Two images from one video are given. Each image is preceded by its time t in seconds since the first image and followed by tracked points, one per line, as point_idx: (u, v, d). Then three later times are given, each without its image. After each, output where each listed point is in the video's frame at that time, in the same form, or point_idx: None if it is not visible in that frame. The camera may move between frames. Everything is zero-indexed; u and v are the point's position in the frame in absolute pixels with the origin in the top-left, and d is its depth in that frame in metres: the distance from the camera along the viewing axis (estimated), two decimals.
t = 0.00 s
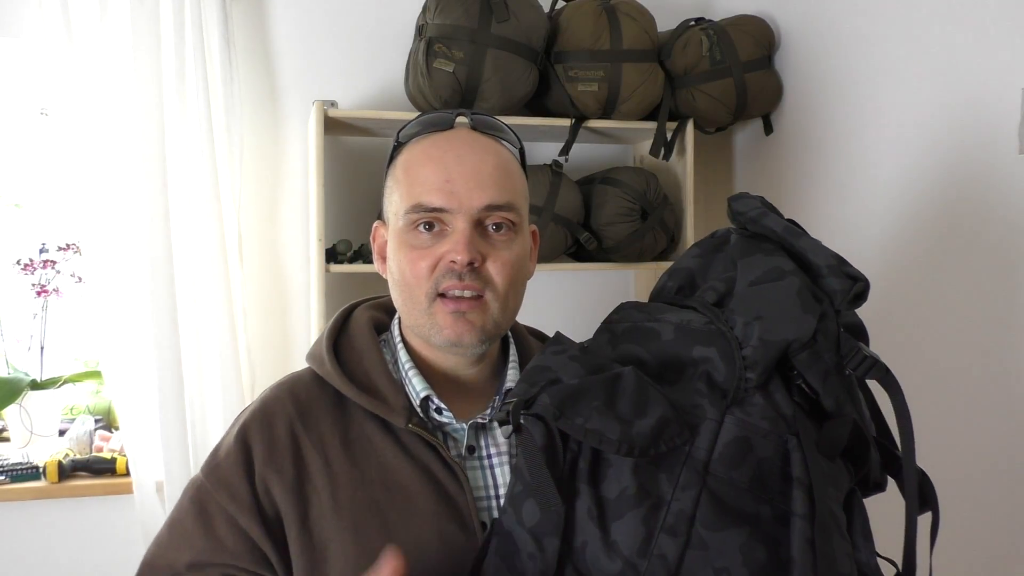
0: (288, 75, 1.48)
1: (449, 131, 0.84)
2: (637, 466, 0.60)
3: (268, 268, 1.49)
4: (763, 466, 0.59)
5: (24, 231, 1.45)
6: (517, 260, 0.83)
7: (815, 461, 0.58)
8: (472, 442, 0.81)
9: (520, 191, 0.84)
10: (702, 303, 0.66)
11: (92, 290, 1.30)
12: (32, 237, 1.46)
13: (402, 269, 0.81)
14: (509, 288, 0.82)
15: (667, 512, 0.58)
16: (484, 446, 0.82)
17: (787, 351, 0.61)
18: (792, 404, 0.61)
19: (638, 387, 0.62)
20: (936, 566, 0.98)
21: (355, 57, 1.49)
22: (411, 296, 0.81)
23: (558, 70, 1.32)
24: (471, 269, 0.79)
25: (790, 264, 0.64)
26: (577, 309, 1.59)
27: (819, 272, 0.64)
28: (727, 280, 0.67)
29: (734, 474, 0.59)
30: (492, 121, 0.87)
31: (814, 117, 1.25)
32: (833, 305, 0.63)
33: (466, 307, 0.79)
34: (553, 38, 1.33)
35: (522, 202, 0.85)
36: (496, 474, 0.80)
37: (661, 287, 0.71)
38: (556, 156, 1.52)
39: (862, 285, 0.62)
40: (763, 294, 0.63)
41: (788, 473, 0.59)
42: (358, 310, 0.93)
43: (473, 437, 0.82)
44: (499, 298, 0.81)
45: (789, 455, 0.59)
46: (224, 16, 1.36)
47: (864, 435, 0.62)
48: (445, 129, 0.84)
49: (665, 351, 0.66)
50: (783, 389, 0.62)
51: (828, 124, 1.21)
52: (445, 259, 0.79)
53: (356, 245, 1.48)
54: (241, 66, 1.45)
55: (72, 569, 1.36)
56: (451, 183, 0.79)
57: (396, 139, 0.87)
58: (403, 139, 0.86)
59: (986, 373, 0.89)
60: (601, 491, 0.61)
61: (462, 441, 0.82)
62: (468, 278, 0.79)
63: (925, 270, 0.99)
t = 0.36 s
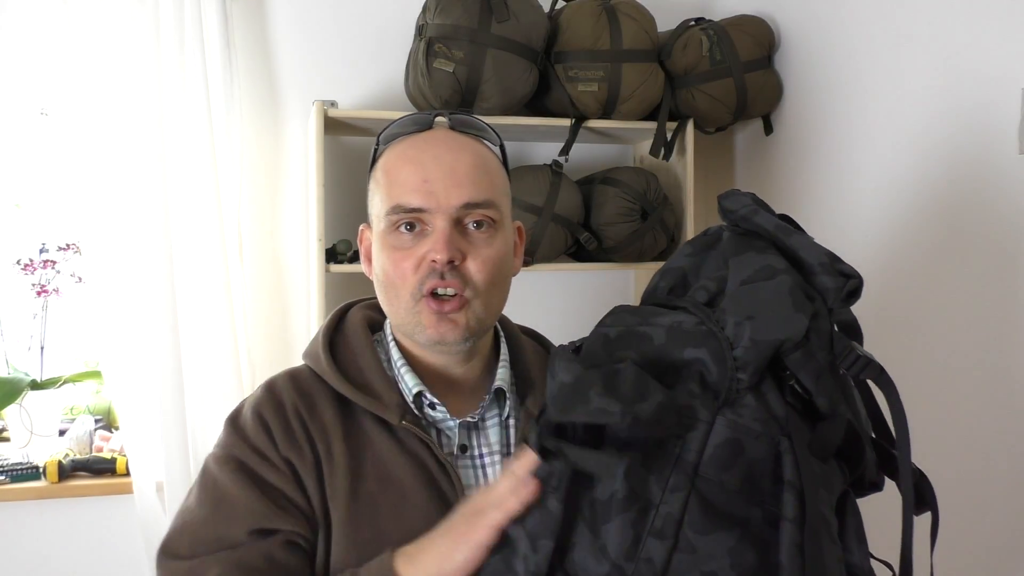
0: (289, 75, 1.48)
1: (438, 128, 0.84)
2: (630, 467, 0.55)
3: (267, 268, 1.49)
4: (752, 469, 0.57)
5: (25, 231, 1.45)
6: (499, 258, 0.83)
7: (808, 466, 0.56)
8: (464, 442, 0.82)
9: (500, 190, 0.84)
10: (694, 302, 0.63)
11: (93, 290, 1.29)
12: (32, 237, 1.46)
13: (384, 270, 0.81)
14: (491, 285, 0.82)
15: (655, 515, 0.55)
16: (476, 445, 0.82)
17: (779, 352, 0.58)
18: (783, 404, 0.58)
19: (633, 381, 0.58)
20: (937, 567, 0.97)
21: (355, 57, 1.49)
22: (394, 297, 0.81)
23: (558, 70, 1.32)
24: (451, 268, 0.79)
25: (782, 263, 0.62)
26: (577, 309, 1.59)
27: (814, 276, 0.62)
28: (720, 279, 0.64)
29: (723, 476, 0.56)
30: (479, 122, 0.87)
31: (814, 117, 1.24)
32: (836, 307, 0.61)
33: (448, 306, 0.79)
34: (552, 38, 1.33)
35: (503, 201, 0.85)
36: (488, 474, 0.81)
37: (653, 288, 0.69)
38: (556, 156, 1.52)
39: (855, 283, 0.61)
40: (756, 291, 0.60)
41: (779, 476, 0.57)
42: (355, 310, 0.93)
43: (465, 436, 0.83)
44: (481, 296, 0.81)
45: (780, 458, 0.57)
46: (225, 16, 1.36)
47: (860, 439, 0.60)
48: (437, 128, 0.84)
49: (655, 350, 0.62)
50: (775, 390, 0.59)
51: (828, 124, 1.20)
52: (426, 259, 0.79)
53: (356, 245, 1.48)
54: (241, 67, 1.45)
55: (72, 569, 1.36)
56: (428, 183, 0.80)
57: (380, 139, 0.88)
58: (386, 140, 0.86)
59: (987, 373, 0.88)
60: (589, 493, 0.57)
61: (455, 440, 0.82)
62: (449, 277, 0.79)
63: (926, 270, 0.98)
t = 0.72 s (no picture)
0: (289, 75, 1.47)
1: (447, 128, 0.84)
2: (657, 470, 0.57)
3: (270, 269, 1.49)
4: (779, 474, 0.56)
5: (24, 231, 1.45)
6: (520, 256, 0.83)
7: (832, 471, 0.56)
8: (468, 443, 0.82)
9: (522, 188, 0.85)
10: (716, 309, 0.62)
11: (92, 290, 1.29)
12: (32, 237, 1.46)
13: (405, 263, 0.81)
14: (512, 282, 0.81)
15: (683, 518, 0.55)
16: (481, 447, 0.82)
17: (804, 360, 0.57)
18: (804, 412, 0.58)
19: (656, 389, 0.58)
20: (936, 566, 0.97)
21: (355, 57, 1.49)
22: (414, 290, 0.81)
23: (558, 70, 1.32)
24: (473, 263, 0.78)
25: (805, 274, 0.61)
26: (577, 310, 1.59)
27: (836, 286, 0.61)
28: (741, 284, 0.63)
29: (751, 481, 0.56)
30: (490, 120, 0.87)
31: (815, 117, 1.24)
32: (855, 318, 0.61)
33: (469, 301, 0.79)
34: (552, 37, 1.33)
35: (525, 199, 0.85)
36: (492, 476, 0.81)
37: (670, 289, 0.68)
38: (556, 156, 1.52)
39: (873, 297, 0.60)
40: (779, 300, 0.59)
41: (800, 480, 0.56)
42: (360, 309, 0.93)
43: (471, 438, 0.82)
44: (502, 293, 0.80)
45: (802, 464, 0.57)
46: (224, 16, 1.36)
47: (869, 446, 0.61)
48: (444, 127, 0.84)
49: (678, 356, 0.61)
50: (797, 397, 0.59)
51: (829, 124, 1.21)
52: (447, 253, 0.79)
53: (355, 245, 1.48)
54: (241, 66, 1.45)
55: (72, 569, 1.36)
56: (452, 176, 0.80)
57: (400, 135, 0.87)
58: (403, 138, 0.86)
59: (987, 373, 0.89)
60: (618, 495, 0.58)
61: (459, 442, 0.82)
62: (470, 271, 0.79)
63: (926, 271, 0.98)
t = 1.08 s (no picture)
0: (289, 75, 1.48)
1: (439, 127, 0.84)
2: (653, 485, 0.55)
3: (269, 270, 1.49)
4: (784, 492, 0.55)
5: (25, 231, 1.45)
6: (501, 263, 0.82)
7: (838, 490, 0.53)
8: (464, 445, 0.81)
9: (503, 193, 0.84)
10: (726, 316, 0.60)
11: (92, 290, 1.29)
12: (32, 237, 1.46)
13: (383, 275, 0.81)
14: (492, 290, 0.81)
15: (679, 536, 0.54)
16: (476, 448, 0.82)
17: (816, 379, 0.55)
18: (813, 429, 0.56)
19: (655, 399, 0.56)
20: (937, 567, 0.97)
21: (355, 57, 1.49)
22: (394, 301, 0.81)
23: (559, 69, 1.31)
24: (449, 275, 0.78)
25: (823, 284, 0.58)
26: (577, 309, 1.59)
27: (852, 299, 0.58)
28: (752, 293, 0.61)
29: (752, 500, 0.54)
30: (486, 121, 0.87)
31: (816, 117, 1.24)
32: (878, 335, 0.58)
33: (446, 312, 0.79)
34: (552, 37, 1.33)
35: (506, 203, 0.84)
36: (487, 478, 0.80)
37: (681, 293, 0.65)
38: (557, 156, 1.52)
39: (893, 311, 0.57)
40: (791, 311, 0.56)
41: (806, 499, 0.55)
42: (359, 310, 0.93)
43: (466, 439, 0.82)
44: (481, 302, 0.80)
45: (807, 480, 0.54)
46: (224, 16, 1.36)
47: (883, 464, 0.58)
48: (440, 127, 0.84)
49: (685, 366, 0.60)
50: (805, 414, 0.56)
51: (829, 124, 1.20)
52: (423, 265, 0.79)
53: (355, 245, 1.48)
54: (241, 66, 1.45)
55: (72, 568, 1.36)
56: (425, 188, 0.79)
57: (381, 136, 0.87)
58: (385, 140, 0.86)
59: (988, 373, 0.88)
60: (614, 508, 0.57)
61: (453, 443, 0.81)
62: (447, 283, 0.78)
63: (926, 271, 0.98)
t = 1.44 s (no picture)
0: (289, 75, 1.48)
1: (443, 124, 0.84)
2: (670, 511, 0.56)
3: (270, 271, 1.49)
4: (804, 520, 0.55)
5: (25, 231, 1.45)
6: (515, 256, 0.82)
7: (858, 518, 0.54)
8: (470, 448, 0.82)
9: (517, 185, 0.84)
10: (747, 333, 0.60)
11: (92, 290, 1.29)
12: (32, 237, 1.46)
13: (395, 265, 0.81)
14: (506, 285, 0.81)
15: (695, 563, 0.55)
16: (483, 452, 0.82)
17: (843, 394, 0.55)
18: (833, 451, 0.56)
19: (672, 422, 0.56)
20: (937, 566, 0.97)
21: (355, 57, 1.49)
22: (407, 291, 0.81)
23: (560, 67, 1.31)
24: (464, 269, 0.79)
25: (846, 302, 0.58)
26: (577, 309, 1.59)
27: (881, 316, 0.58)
28: (772, 310, 0.61)
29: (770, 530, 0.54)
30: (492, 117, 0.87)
31: (816, 118, 1.24)
32: (900, 352, 0.57)
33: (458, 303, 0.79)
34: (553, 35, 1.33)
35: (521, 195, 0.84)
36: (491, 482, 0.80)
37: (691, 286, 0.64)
38: (557, 156, 1.52)
39: (920, 330, 0.57)
40: (813, 333, 0.57)
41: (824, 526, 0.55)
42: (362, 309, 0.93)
43: (471, 442, 0.82)
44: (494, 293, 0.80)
45: (827, 508, 0.55)
46: (224, 15, 1.36)
47: (902, 485, 0.58)
48: (446, 124, 0.84)
49: (702, 384, 0.60)
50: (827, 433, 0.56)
51: (829, 125, 1.21)
52: (438, 258, 0.79)
53: (356, 245, 1.48)
54: (240, 66, 1.45)
55: (72, 568, 1.36)
56: (441, 178, 0.79)
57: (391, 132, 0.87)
58: (397, 133, 0.86)
59: (990, 374, 0.89)
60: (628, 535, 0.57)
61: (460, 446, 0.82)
62: (461, 277, 0.79)
63: (928, 272, 0.99)
